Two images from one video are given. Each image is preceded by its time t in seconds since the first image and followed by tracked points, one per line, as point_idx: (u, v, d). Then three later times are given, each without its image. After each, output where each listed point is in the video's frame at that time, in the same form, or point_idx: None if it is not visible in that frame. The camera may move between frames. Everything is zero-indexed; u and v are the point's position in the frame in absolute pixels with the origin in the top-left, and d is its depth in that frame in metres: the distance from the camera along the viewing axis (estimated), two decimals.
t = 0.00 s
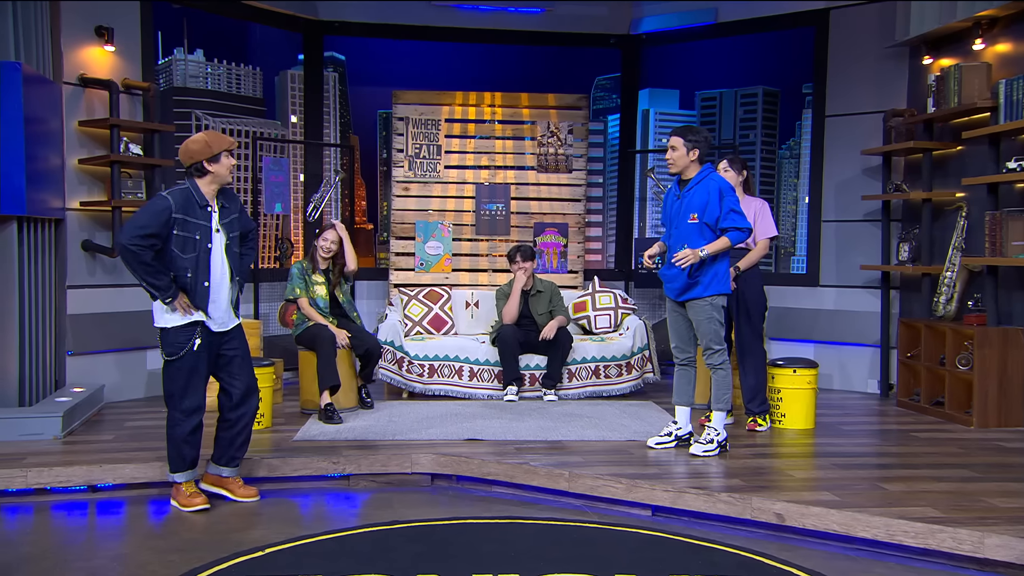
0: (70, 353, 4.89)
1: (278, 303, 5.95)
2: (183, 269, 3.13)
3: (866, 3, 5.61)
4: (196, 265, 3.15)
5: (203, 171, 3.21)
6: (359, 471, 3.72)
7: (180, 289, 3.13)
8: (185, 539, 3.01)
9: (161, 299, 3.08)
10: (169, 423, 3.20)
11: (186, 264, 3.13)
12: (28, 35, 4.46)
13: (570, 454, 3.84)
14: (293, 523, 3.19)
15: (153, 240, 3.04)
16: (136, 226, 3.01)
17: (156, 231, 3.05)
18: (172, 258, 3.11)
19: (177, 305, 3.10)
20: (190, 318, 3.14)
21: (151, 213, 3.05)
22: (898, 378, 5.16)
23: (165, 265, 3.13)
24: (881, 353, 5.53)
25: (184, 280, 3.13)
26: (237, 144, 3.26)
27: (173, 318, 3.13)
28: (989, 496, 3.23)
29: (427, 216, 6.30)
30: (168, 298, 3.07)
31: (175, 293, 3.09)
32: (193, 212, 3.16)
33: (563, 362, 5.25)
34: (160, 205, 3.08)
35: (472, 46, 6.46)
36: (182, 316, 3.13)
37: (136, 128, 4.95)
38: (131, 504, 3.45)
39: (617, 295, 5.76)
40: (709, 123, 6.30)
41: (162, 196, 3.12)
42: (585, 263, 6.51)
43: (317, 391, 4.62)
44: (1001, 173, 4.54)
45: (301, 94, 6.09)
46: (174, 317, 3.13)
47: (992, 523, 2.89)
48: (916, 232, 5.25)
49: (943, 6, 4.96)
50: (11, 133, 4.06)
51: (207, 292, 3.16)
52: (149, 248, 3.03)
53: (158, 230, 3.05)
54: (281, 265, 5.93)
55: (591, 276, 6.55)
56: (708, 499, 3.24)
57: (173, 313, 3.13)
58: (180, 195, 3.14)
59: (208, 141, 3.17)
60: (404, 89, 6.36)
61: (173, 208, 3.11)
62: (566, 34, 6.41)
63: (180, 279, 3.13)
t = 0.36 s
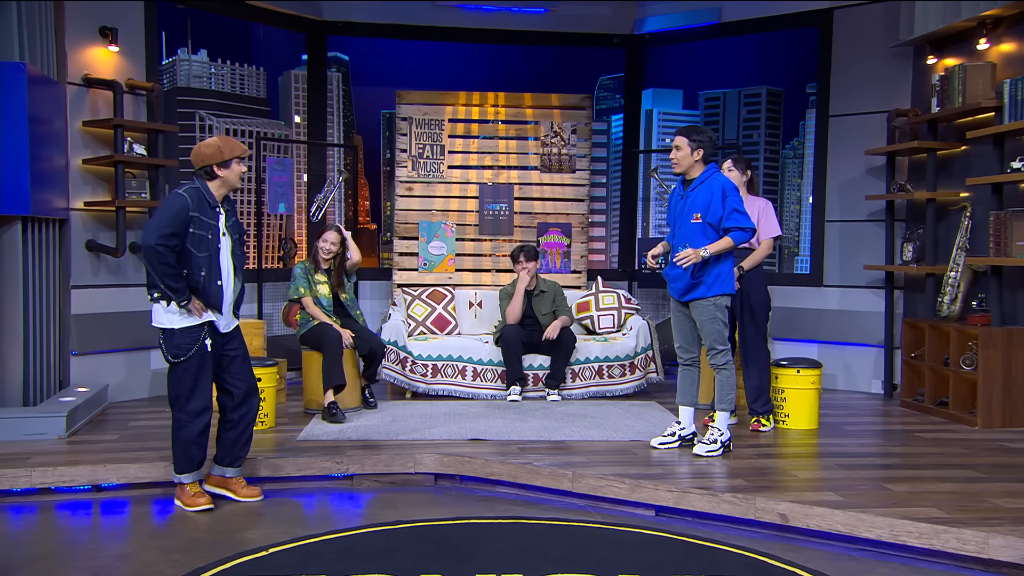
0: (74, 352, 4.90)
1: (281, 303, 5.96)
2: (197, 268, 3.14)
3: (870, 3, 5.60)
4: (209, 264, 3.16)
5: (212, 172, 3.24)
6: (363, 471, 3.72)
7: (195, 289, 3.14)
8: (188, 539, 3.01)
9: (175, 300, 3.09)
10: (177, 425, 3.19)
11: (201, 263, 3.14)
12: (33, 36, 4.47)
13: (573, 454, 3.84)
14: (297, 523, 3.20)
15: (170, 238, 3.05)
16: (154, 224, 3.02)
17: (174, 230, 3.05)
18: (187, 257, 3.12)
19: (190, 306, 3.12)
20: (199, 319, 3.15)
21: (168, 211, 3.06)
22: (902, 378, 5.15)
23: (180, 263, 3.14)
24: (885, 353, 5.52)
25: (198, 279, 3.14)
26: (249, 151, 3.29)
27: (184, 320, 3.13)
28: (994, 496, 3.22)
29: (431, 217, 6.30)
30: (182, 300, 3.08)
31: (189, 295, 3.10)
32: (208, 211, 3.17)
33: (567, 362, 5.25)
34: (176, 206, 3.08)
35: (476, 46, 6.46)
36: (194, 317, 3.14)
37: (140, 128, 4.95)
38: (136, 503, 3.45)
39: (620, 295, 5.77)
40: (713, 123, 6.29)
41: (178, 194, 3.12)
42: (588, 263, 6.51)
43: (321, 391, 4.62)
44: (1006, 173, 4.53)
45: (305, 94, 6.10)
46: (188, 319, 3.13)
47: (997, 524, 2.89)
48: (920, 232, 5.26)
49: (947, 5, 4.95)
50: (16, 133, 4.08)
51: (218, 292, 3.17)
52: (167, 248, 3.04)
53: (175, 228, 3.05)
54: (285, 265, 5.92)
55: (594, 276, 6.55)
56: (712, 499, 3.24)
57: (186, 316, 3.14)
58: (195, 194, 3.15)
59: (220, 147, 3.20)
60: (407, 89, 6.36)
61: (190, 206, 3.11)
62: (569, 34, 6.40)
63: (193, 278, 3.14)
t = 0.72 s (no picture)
0: (76, 352, 4.91)
1: (283, 303, 5.96)
2: (197, 268, 3.14)
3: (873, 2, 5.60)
4: (211, 265, 3.16)
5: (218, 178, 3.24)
6: (365, 471, 3.72)
7: (195, 289, 3.14)
8: (191, 539, 3.01)
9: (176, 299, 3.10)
10: (180, 428, 3.20)
11: (202, 263, 3.14)
12: (36, 36, 4.47)
13: (576, 454, 3.84)
14: (299, 523, 3.20)
15: (172, 236, 3.06)
16: (158, 222, 3.04)
17: (176, 228, 3.06)
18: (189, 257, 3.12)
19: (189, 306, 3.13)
20: (199, 320, 3.15)
21: (172, 210, 3.07)
22: (905, 378, 5.14)
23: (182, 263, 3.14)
24: (888, 353, 5.52)
25: (199, 279, 3.14)
26: (254, 158, 3.29)
27: (185, 322, 3.13)
28: (996, 497, 3.21)
29: (433, 217, 6.30)
30: (181, 300, 3.10)
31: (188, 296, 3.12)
32: (212, 214, 3.18)
33: (569, 362, 5.25)
34: (181, 205, 3.09)
35: (478, 46, 6.46)
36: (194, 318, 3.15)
37: (143, 128, 4.96)
38: (138, 503, 3.46)
39: (622, 295, 5.76)
40: (715, 123, 6.28)
41: (183, 194, 3.13)
42: (590, 263, 6.52)
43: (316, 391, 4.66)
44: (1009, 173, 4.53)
45: (307, 94, 6.10)
46: (188, 319, 3.13)
47: (1000, 524, 2.88)
48: (923, 232, 5.26)
49: (950, 5, 4.95)
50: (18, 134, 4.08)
51: (218, 293, 3.17)
52: (167, 246, 3.05)
53: (177, 227, 3.06)
54: (287, 264, 5.89)
55: (596, 276, 6.55)
56: (714, 499, 3.24)
57: (186, 317, 3.14)
58: (200, 195, 3.16)
59: (224, 153, 3.20)
60: (410, 89, 6.36)
61: (194, 207, 3.12)
62: (571, 34, 6.40)
63: (194, 278, 3.14)
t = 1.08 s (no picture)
0: (78, 352, 4.90)
1: (285, 303, 5.96)
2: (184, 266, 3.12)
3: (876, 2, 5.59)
4: (199, 263, 3.15)
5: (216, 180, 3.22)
6: (366, 471, 3.72)
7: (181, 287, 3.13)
8: (193, 539, 3.01)
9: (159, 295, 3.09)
10: (173, 428, 3.20)
11: (191, 260, 3.14)
12: (37, 36, 4.47)
13: (577, 454, 3.84)
14: (301, 523, 3.20)
15: (158, 231, 3.07)
16: (145, 218, 3.06)
17: (162, 224, 3.08)
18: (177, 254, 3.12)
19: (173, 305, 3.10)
20: (185, 319, 3.14)
21: (160, 207, 3.10)
22: (907, 378, 5.13)
23: (171, 260, 3.15)
24: (890, 353, 5.51)
25: (186, 276, 3.13)
26: (247, 160, 3.23)
27: (172, 321, 3.13)
28: (999, 497, 3.21)
29: (434, 217, 6.30)
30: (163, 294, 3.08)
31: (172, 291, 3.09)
32: (204, 211, 3.17)
33: (571, 362, 5.24)
34: (171, 201, 3.12)
35: (480, 46, 6.46)
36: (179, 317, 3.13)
37: (144, 128, 4.95)
38: (139, 503, 3.45)
39: (624, 295, 5.75)
40: (717, 122, 6.27)
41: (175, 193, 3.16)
42: (592, 263, 6.51)
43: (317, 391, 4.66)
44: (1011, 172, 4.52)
45: (308, 94, 6.10)
46: (174, 318, 3.12)
47: (1002, 525, 2.88)
48: (925, 232, 5.25)
49: (952, 6, 4.94)
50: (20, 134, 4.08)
51: (205, 291, 3.16)
52: (153, 240, 3.05)
53: (164, 223, 3.08)
54: (289, 264, 5.87)
55: (597, 276, 6.54)
56: (716, 500, 3.23)
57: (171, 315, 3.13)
58: (192, 194, 3.18)
59: (214, 157, 3.21)
60: (411, 89, 6.36)
61: (183, 204, 3.14)
62: (573, 34, 6.40)
63: (181, 275, 3.13)
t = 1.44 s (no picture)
0: (78, 352, 4.89)
1: (286, 303, 5.94)
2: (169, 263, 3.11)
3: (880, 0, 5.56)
4: (184, 260, 3.13)
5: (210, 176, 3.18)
6: (367, 472, 3.70)
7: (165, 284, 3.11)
8: (193, 539, 2.99)
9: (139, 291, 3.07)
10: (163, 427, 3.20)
11: (176, 258, 3.12)
12: (37, 35, 4.45)
13: (579, 455, 3.82)
14: (302, 524, 3.18)
15: (144, 227, 3.06)
16: (132, 214, 3.07)
17: (149, 220, 3.07)
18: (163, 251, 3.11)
19: (155, 301, 3.07)
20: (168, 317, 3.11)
21: (149, 204, 3.10)
22: (911, 378, 5.11)
23: (157, 258, 3.15)
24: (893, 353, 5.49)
25: (169, 274, 3.12)
26: (239, 161, 3.17)
27: (156, 319, 3.12)
28: (1004, 498, 3.18)
29: (436, 217, 6.27)
30: (144, 290, 3.04)
31: (154, 288, 3.06)
32: (194, 210, 3.16)
33: (573, 362, 5.22)
34: (159, 200, 3.12)
35: (482, 46, 6.44)
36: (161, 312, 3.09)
37: (145, 128, 4.93)
38: (140, 504, 3.44)
39: (626, 295, 5.73)
40: (720, 123, 6.22)
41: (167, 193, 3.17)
42: (594, 262, 6.49)
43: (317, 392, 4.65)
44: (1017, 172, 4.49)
45: (309, 94, 6.08)
46: (156, 315, 3.11)
47: (1007, 526, 2.85)
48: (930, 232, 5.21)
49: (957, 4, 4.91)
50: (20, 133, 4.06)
51: (187, 289, 3.13)
52: (138, 237, 3.04)
53: (151, 220, 3.08)
54: (289, 264, 5.85)
55: (599, 276, 6.52)
56: (719, 501, 3.21)
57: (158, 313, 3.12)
58: (183, 193, 3.18)
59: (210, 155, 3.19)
60: (413, 88, 6.34)
61: (172, 203, 3.14)
62: (575, 33, 6.37)
63: (165, 272, 3.12)
